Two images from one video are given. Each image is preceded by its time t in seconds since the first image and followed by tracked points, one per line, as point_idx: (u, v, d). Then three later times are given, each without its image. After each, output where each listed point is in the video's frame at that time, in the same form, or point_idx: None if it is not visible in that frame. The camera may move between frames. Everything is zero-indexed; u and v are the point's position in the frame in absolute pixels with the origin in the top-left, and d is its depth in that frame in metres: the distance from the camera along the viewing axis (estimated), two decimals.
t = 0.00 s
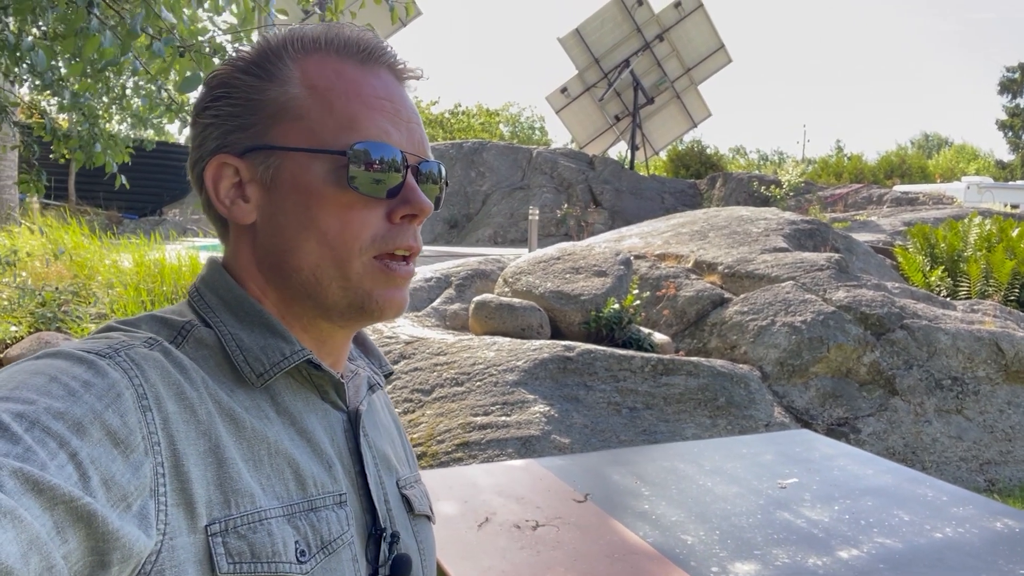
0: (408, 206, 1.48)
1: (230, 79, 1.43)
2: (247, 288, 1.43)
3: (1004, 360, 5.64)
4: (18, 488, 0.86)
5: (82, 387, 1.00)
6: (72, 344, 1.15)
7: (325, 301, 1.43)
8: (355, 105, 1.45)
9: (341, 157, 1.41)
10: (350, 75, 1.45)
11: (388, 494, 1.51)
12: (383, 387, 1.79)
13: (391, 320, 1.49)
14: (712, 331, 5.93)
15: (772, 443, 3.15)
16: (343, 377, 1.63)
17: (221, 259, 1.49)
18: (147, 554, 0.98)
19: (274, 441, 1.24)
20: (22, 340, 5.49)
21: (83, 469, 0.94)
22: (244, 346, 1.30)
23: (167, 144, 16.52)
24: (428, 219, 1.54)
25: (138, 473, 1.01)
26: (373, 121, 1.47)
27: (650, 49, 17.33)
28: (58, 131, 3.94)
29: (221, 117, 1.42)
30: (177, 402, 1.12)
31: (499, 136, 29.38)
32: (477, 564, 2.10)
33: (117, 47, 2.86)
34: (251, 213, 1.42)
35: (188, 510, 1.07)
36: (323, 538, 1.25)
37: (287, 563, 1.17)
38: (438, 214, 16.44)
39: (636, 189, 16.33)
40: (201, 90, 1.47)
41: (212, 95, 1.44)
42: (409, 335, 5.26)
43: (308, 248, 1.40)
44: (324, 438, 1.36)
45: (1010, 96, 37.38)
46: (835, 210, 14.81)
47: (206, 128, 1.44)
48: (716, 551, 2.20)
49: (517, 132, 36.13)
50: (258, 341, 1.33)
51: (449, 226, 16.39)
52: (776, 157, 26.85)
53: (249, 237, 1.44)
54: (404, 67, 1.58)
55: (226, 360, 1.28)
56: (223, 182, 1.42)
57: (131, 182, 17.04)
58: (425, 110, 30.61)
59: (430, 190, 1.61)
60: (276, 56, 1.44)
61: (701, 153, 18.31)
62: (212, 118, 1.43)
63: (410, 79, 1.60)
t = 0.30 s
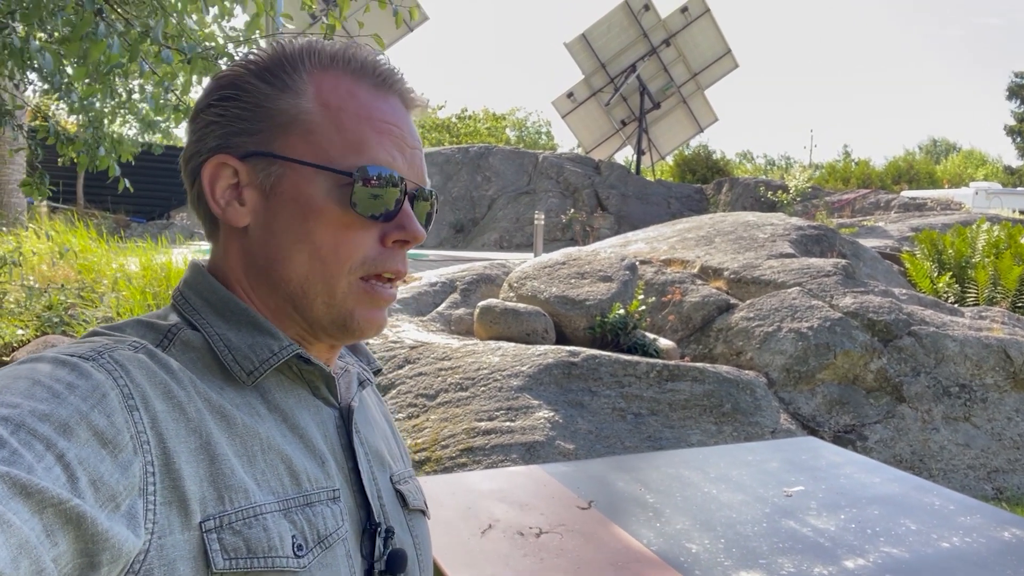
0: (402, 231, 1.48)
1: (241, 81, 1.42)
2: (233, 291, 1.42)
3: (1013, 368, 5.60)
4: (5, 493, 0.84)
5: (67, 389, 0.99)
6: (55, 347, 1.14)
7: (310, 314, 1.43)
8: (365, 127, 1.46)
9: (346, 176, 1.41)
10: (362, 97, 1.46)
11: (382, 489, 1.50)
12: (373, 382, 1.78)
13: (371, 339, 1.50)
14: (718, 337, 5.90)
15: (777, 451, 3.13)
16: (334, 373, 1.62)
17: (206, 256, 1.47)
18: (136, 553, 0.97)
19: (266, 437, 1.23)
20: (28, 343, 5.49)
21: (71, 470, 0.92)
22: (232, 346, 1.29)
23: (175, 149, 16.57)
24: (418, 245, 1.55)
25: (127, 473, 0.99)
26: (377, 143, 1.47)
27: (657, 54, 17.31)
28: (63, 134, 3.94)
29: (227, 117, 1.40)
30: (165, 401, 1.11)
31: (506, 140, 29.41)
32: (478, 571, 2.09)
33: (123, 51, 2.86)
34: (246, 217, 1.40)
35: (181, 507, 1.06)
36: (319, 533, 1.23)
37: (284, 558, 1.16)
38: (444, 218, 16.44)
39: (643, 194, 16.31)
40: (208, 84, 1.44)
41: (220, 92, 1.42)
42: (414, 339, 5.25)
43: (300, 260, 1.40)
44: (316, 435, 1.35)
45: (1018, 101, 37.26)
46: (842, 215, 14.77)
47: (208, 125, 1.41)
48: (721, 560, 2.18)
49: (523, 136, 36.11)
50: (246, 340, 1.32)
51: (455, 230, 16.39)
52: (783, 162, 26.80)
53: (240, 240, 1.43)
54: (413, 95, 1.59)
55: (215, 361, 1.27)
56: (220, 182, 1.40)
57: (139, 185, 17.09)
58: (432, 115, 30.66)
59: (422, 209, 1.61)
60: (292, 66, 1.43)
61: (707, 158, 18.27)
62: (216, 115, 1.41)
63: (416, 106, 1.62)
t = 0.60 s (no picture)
0: (392, 254, 1.47)
1: (246, 87, 1.41)
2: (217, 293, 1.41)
3: (1020, 374, 5.57)
4: None
5: (50, 390, 0.97)
6: (38, 350, 1.12)
7: (290, 326, 1.42)
8: (365, 146, 1.45)
9: (341, 196, 1.40)
10: (365, 117, 1.46)
11: (375, 487, 1.48)
12: (363, 382, 1.77)
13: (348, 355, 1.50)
14: (723, 342, 5.88)
15: (782, 457, 3.10)
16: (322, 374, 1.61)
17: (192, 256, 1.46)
18: (123, 553, 0.96)
19: (255, 435, 1.21)
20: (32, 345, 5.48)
21: (56, 471, 0.91)
22: (219, 349, 1.28)
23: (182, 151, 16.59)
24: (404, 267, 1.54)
25: (113, 473, 0.98)
26: (374, 163, 1.47)
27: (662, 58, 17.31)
28: (69, 136, 3.94)
29: (228, 121, 1.39)
30: (151, 400, 1.10)
31: (511, 144, 29.42)
32: None
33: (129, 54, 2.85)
34: (237, 224, 1.39)
35: (171, 506, 1.04)
36: (312, 529, 1.22)
37: (278, 555, 1.14)
38: (449, 222, 16.43)
39: (647, 198, 16.29)
40: (213, 85, 1.43)
41: (225, 95, 1.40)
42: (417, 343, 5.23)
43: (287, 273, 1.39)
44: (307, 434, 1.34)
45: None
46: (848, 220, 14.73)
47: (208, 125, 1.40)
48: (724, 568, 2.16)
49: (528, 140, 36.09)
50: (232, 342, 1.31)
51: (459, 234, 16.37)
52: (788, 166, 26.76)
53: (229, 246, 1.41)
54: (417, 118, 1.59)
55: (201, 364, 1.26)
56: (214, 185, 1.38)
57: (146, 188, 17.12)
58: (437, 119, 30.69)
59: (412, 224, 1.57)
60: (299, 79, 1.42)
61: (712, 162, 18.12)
62: (217, 118, 1.39)
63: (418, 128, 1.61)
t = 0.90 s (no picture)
0: (384, 230, 1.47)
1: (227, 83, 1.42)
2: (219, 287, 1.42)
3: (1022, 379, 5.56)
4: None
5: (56, 383, 0.98)
6: (45, 344, 1.13)
7: (292, 311, 1.42)
8: (347, 126, 1.45)
9: (326, 174, 1.40)
10: (346, 96, 1.45)
11: (377, 487, 1.48)
12: (365, 383, 1.77)
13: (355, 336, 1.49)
14: (725, 346, 5.88)
15: (786, 461, 3.10)
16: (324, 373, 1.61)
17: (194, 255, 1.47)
18: (126, 548, 0.96)
19: (258, 433, 1.21)
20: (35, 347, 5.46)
21: (61, 464, 0.91)
22: (224, 346, 1.28)
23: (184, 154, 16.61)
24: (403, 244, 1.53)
25: (117, 467, 0.98)
26: (360, 142, 1.46)
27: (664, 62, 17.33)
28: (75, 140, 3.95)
29: (213, 118, 1.40)
30: (156, 396, 1.10)
31: (513, 148, 29.46)
32: None
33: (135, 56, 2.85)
34: (229, 215, 1.40)
35: (174, 501, 1.04)
36: (314, 527, 1.21)
37: (279, 552, 1.14)
38: (451, 225, 16.44)
39: (649, 201, 16.31)
40: (197, 87, 1.45)
41: (207, 94, 1.42)
42: (420, 346, 5.24)
43: (282, 258, 1.39)
44: (310, 431, 1.34)
45: None
46: (850, 225, 14.74)
47: (196, 127, 1.42)
48: (728, 570, 2.15)
49: (531, 143, 36.12)
50: (237, 340, 1.31)
51: (462, 237, 16.39)
52: (791, 170, 26.77)
53: (225, 239, 1.43)
54: (400, 94, 1.58)
55: (206, 360, 1.26)
56: (205, 182, 1.40)
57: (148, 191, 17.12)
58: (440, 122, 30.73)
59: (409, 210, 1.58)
60: (276, 66, 1.43)
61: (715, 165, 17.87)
62: (203, 118, 1.41)
63: (405, 106, 1.60)
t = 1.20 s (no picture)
0: (384, 212, 1.46)
1: (221, 78, 1.43)
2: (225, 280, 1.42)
3: None
4: None
5: (62, 373, 0.97)
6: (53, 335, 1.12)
7: (298, 300, 1.41)
8: (340, 110, 1.44)
9: (321, 158, 1.40)
10: (338, 81, 1.45)
11: (383, 484, 1.47)
12: (375, 380, 1.76)
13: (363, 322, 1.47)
14: (729, 347, 5.87)
15: (791, 461, 3.09)
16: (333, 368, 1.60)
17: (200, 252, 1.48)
18: (128, 539, 0.96)
19: (264, 428, 1.20)
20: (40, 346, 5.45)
21: (66, 453, 0.91)
22: (231, 339, 1.28)
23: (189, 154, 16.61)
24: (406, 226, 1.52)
25: (122, 458, 0.98)
26: (356, 126, 1.46)
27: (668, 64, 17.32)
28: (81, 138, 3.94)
29: (209, 114, 1.41)
30: (162, 388, 1.10)
31: (517, 149, 29.47)
32: None
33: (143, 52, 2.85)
34: (230, 208, 1.41)
35: (178, 493, 1.04)
36: (317, 523, 1.20)
37: (281, 547, 1.13)
38: (455, 226, 16.44)
39: (653, 203, 16.29)
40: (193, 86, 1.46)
41: (202, 91, 1.43)
42: (424, 346, 5.23)
43: (283, 246, 1.39)
44: (316, 426, 1.33)
45: None
46: (854, 227, 14.71)
47: (194, 125, 1.43)
48: (734, 570, 2.15)
49: (534, 144, 36.08)
50: (245, 333, 1.30)
51: (465, 238, 16.39)
52: (794, 172, 26.75)
53: (227, 232, 1.43)
54: (394, 79, 1.57)
55: (213, 353, 1.26)
56: (205, 177, 1.41)
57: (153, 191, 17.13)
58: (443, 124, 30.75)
59: (412, 197, 1.58)
60: (267, 58, 1.43)
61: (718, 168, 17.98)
62: (200, 115, 1.42)
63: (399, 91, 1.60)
